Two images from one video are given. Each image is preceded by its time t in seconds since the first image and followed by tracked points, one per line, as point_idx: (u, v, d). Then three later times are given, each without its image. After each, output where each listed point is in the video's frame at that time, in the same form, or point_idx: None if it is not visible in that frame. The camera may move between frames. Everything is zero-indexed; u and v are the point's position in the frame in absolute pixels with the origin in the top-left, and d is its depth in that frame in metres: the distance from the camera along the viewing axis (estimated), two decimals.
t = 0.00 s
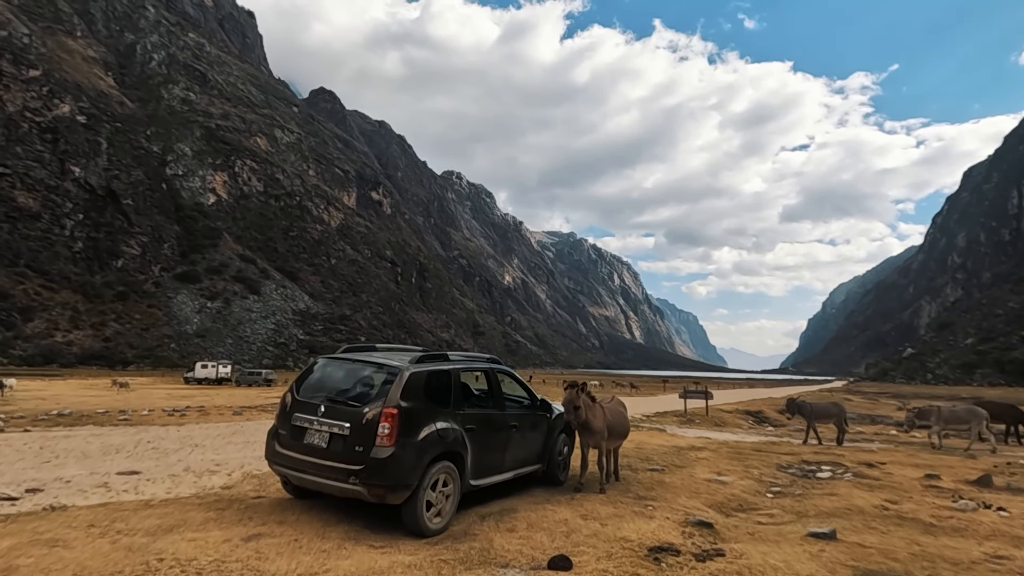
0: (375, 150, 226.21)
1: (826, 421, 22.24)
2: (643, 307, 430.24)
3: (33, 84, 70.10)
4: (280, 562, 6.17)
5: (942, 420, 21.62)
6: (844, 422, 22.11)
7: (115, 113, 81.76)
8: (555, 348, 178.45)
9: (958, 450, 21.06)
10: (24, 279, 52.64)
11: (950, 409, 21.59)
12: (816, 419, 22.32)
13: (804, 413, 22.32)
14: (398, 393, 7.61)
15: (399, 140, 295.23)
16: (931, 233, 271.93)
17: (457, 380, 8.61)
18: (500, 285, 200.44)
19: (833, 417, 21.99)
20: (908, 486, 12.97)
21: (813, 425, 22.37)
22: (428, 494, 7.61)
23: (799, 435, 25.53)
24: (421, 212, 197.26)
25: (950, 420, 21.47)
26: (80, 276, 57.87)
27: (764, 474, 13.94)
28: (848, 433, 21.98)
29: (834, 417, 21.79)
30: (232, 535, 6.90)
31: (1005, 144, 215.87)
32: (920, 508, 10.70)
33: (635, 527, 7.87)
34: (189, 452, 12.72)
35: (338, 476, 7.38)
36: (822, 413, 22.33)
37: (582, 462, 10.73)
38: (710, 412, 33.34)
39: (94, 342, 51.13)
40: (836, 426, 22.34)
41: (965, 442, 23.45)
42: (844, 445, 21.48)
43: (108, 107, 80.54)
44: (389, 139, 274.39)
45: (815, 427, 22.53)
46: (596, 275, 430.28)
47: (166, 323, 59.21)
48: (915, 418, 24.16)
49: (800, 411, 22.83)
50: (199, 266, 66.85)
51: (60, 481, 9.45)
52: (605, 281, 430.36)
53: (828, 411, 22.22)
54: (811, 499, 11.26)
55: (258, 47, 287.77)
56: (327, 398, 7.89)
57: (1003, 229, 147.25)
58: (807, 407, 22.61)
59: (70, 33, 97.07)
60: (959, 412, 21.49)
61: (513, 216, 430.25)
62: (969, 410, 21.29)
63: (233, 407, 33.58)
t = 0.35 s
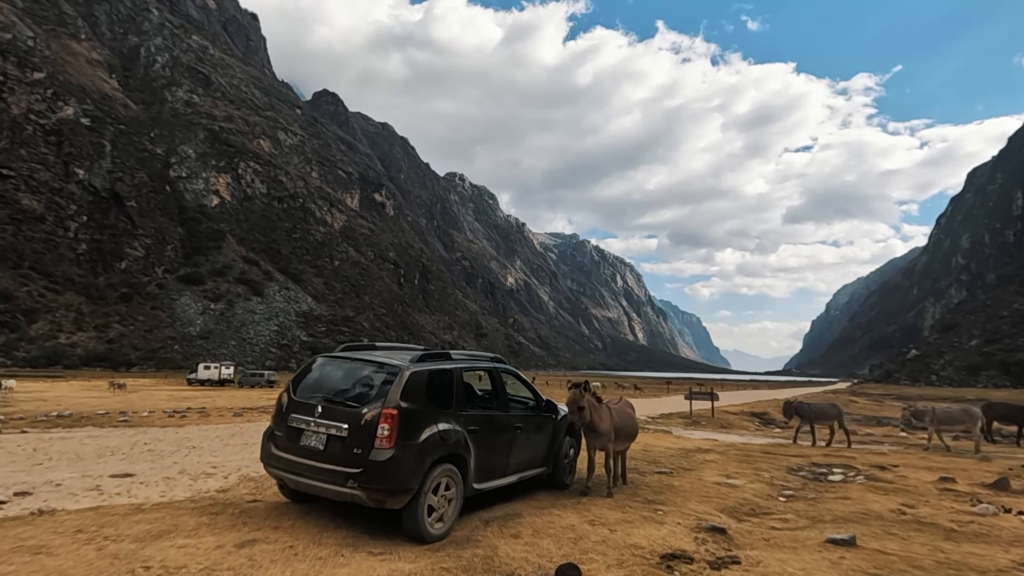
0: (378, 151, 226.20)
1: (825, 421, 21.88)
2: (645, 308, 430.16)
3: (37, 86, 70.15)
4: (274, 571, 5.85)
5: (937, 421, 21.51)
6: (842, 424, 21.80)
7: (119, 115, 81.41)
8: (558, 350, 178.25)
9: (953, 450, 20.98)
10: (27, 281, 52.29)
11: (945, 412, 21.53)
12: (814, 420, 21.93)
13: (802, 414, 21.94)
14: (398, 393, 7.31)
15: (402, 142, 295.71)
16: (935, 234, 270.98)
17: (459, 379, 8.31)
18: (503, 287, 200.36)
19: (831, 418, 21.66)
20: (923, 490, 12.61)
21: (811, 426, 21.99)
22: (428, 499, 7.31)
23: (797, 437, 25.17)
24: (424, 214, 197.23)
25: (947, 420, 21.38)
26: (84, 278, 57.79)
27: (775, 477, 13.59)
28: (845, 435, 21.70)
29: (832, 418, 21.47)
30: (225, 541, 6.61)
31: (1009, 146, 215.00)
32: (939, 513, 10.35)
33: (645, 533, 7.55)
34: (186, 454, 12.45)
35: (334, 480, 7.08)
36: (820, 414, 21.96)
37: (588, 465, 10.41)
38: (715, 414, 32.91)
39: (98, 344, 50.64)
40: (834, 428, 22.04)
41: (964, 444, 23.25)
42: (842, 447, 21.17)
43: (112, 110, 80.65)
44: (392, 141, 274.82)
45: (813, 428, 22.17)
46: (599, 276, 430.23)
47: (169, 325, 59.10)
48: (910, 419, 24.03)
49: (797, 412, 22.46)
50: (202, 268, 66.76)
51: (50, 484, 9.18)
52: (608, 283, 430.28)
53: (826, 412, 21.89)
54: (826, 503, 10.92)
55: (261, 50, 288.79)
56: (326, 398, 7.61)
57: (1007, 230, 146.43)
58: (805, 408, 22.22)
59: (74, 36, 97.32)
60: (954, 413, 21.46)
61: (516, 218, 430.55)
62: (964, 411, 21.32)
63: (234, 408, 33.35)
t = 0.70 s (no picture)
0: (380, 150, 226.20)
1: (821, 421, 21.48)
2: (648, 307, 430.18)
3: (41, 85, 70.09)
4: None
5: (934, 420, 21.25)
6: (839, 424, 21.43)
7: (122, 114, 81.31)
8: (561, 349, 178.12)
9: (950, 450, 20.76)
10: (32, 279, 52.35)
11: (942, 410, 21.32)
12: (811, 420, 21.52)
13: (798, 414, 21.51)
14: (398, 391, 6.97)
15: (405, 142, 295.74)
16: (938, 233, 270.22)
17: (462, 379, 7.96)
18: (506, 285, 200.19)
19: (828, 418, 21.25)
20: (941, 492, 12.22)
21: (807, 426, 21.56)
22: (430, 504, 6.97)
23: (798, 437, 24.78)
24: (426, 213, 197.15)
25: (943, 420, 21.15)
26: (87, 277, 57.62)
27: (787, 479, 13.22)
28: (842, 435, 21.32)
29: (829, 418, 21.07)
30: (216, 550, 6.25)
31: (1013, 144, 214.08)
32: (960, 517, 9.96)
33: (658, 541, 7.20)
34: (183, 455, 12.13)
35: (331, 483, 6.74)
36: (817, 413, 21.56)
37: (596, 468, 10.05)
38: (720, 413, 32.43)
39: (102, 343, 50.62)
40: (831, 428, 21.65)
41: (965, 444, 22.94)
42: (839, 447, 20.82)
43: (115, 109, 80.53)
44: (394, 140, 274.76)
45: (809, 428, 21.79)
46: (602, 276, 430.17)
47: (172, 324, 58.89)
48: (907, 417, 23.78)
49: (794, 411, 22.02)
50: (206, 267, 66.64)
51: (38, 487, 8.85)
52: (610, 282, 430.31)
53: (823, 411, 21.51)
54: (842, 507, 10.55)
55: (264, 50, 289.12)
56: (323, 398, 7.27)
57: (1011, 229, 145.72)
58: (801, 408, 21.80)
59: (78, 35, 97.24)
60: (950, 413, 21.28)
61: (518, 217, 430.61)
62: (960, 411, 21.15)
63: (235, 407, 33.07)
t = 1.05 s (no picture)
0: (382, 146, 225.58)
1: (815, 417, 21.20)
2: (650, 303, 430.18)
3: (43, 80, 69.83)
4: None
5: (926, 415, 21.09)
6: (833, 420, 21.14)
7: (124, 110, 80.76)
8: (562, 345, 178.00)
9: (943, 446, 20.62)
10: (34, 275, 52.12)
11: (933, 405, 21.15)
12: (804, 415, 21.22)
13: (791, 410, 21.22)
14: (396, 387, 6.67)
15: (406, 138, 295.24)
16: (941, 229, 269.28)
17: (463, 374, 7.65)
18: (508, 281, 199.96)
19: (822, 413, 20.97)
20: (955, 492, 11.91)
21: (801, 422, 21.26)
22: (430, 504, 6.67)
23: (796, 433, 24.48)
24: (428, 208, 196.80)
25: (936, 415, 20.97)
26: (89, 272, 57.40)
27: (796, 477, 12.91)
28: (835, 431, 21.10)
29: (823, 414, 20.78)
30: (205, 553, 5.95)
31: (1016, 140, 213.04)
32: (977, 517, 9.65)
33: (667, 543, 6.91)
34: (178, 452, 11.86)
35: (326, 483, 6.43)
36: (810, 409, 21.26)
37: (601, 465, 9.75)
38: (724, 409, 32.07)
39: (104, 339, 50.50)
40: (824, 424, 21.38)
41: (964, 439, 22.77)
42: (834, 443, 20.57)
43: (117, 105, 80.21)
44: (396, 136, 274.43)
45: (802, 423, 21.50)
46: (603, 272, 430.12)
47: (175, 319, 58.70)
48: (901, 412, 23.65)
49: (787, 407, 21.71)
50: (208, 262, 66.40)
51: (24, 486, 8.56)
52: (612, 278, 430.26)
53: (817, 406, 21.22)
54: (855, 506, 10.23)
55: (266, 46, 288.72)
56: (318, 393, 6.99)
57: (1014, 225, 145.08)
58: (794, 403, 21.47)
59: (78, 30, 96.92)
60: (943, 407, 21.13)
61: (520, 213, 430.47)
62: (952, 405, 21.05)
63: (234, 403, 32.78)
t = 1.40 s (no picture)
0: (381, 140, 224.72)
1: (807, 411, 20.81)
2: (649, 298, 430.19)
3: (41, 75, 69.24)
4: None
5: (917, 408, 21.00)
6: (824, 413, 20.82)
7: (123, 104, 80.00)
8: (563, 340, 177.86)
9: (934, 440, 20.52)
10: (33, 270, 51.69)
11: (925, 399, 21.06)
12: (797, 409, 20.78)
13: (783, 404, 20.75)
14: (387, 380, 6.34)
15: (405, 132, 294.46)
16: (941, 224, 268.97)
17: (458, 368, 7.29)
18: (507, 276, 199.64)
19: (814, 407, 20.60)
20: (965, 488, 11.57)
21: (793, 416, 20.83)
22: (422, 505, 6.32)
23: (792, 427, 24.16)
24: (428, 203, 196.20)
25: (929, 408, 20.88)
26: (89, 267, 57.01)
27: (801, 473, 12.58)
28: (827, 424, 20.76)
29: (816, 407, 20.41)
30: (181, 557, 5.60)
31: (1017, 134, 212.56)
32: (991, 515, 9.30)
33: (673, 545, 6.55)
34: (166, 449, 11.50)
35: (310, 482, 6.08)
36: (802, 402, 20.86)
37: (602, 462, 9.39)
38: (725, 403, 31.72)
39: (105, 334, 50.48)
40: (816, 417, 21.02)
41: (960, 433, 22.61)
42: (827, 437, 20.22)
43: (116, 98, 79.54)
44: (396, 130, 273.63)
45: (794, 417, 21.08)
46: (603, 266, 430.17)
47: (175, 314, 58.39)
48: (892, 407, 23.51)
49: (777, 402, 21.27)
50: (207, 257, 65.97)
51: None
52: (612, 273, 430.32)
53: (809, 400, 20.86)
54: (864, 504, 9.88)
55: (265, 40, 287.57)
56: (304, 388, 6.60)
57: (1015, 219, 144.52)
58: (786, 397, 21.03)
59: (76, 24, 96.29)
60: (935, 401, 21.09)
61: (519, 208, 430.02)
62: (944, 398, 21.05)
63: (232, 398, 32.48)
